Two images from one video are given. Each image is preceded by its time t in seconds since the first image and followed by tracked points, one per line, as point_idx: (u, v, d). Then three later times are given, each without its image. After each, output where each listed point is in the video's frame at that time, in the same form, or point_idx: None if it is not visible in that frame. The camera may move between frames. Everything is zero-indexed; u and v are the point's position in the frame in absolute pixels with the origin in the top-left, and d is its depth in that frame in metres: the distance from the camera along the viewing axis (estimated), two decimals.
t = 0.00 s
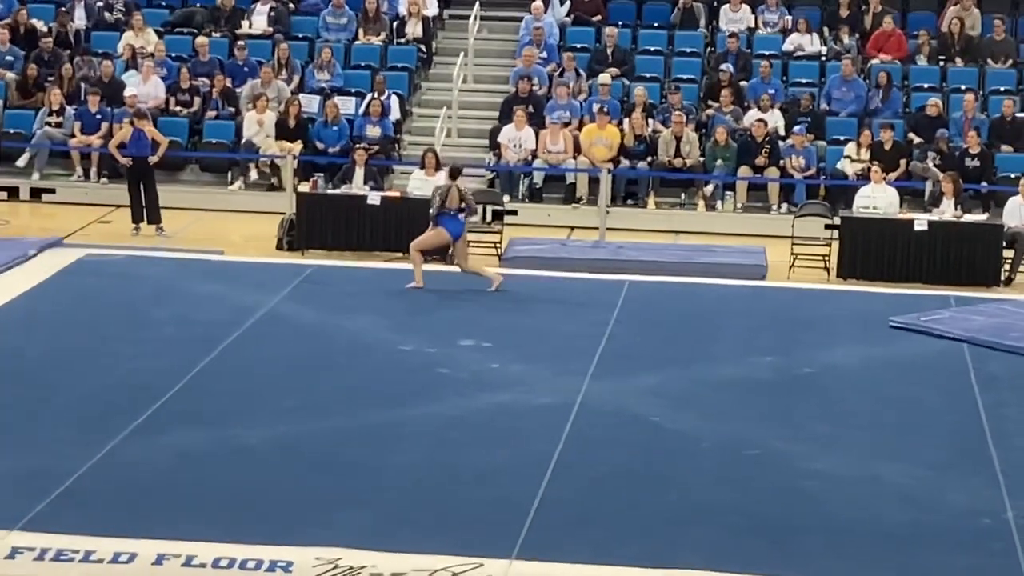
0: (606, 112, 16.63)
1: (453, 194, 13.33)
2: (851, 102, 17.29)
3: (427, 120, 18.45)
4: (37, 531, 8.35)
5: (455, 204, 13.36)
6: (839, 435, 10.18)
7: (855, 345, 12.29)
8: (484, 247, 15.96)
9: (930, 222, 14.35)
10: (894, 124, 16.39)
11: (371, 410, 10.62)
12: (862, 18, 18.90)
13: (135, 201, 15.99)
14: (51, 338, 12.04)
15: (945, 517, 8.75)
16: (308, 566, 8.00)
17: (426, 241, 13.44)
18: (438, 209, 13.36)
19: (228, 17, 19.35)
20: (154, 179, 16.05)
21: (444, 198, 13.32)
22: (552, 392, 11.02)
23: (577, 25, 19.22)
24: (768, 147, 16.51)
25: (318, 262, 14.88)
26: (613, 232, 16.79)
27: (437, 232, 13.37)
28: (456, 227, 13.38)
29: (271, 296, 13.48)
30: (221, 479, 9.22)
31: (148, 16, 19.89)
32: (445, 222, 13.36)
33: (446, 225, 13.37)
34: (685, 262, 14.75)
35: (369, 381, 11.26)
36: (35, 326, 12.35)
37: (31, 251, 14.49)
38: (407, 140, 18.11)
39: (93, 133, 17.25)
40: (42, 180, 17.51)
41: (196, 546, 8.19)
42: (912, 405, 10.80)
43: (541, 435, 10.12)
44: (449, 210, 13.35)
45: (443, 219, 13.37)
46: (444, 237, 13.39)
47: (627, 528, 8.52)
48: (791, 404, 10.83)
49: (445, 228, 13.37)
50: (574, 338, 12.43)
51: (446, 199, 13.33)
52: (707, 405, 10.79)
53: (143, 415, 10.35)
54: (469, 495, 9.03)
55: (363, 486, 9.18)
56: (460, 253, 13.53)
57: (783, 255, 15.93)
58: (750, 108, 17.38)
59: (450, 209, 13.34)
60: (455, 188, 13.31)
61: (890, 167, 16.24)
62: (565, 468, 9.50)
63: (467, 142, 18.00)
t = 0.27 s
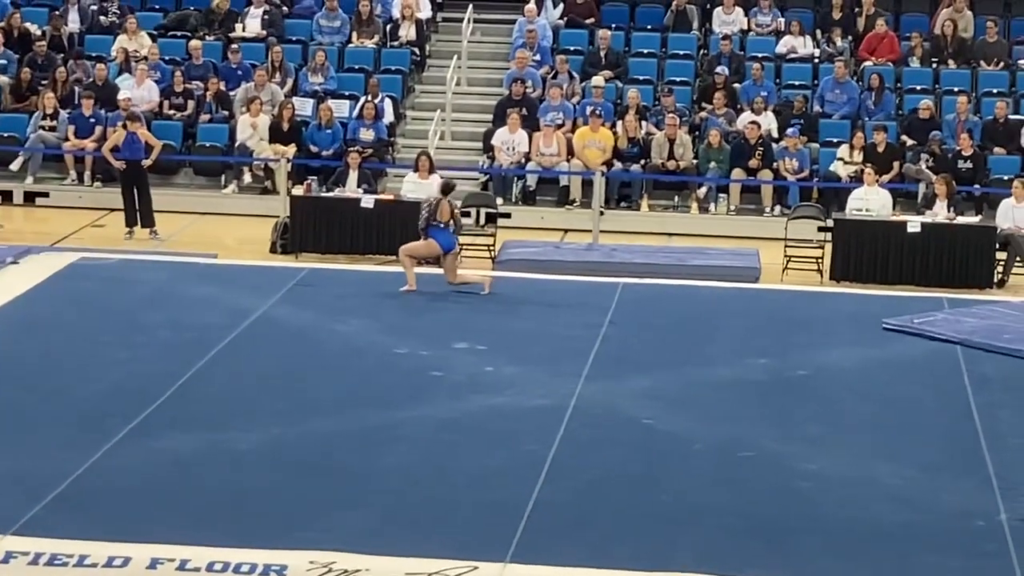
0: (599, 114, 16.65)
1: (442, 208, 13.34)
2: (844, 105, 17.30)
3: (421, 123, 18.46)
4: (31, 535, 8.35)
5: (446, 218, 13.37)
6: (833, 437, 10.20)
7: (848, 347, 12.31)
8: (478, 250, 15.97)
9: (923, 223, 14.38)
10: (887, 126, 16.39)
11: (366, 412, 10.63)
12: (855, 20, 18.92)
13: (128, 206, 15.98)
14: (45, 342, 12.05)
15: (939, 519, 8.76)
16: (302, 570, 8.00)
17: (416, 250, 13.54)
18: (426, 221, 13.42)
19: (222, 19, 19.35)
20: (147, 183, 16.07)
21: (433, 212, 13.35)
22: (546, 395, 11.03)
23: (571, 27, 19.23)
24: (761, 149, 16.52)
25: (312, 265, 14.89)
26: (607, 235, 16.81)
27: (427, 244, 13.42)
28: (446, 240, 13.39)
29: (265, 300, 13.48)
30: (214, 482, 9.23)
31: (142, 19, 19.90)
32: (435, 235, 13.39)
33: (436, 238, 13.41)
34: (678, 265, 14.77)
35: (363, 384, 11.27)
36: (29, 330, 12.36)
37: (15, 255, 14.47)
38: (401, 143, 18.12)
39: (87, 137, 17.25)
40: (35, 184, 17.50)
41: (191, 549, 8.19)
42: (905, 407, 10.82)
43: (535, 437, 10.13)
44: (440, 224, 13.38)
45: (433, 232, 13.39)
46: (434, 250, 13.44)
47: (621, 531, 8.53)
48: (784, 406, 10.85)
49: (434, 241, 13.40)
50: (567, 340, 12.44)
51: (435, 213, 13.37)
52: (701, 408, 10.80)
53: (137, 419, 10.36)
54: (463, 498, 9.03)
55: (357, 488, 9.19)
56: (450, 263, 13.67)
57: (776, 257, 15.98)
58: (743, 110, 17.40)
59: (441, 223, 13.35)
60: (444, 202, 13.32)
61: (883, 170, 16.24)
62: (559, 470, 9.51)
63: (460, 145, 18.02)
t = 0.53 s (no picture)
0: (595, 118, 16.62)
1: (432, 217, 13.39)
2: (840, 107, 17.32)
3: (417, 126, 18.45)
4: (27, 539, 8.34)
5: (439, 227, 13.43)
6: (830, 440, 10.20)
7: (844, 350, 12.32)
8: (475, 253, 15.97)
9: (920, 227, 14.42)
10: (883, 129, 16.40)
11: (362, 416, 10.63)
12: (851, 23, 18.94)
13: (125, 210, 15.96)
14: (42, 346, 12.04)
15: (935, 521, 8.77)
16: (299, 573, 8.00)
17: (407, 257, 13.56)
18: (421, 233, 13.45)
19: (218, 23, 19.33)
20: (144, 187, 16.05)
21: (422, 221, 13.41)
22: (542, 398, 11.03)
23: (567, 30, 19.23)
24: (757, 152, 16.46)
25: (308, 269, 14.89)
26: (603, 238, 16.81)
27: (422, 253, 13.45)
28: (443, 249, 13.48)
29: (261, 303, 13.47)
30: (211, 486, 9.22)
31: (137, 23, 19.89)
32: (427, 244, 13.43)
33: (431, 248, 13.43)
34: (675, 268, 14.78)
35: (359, 387, 11.26)
36: (26, 334, 12.35)
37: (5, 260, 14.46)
38: (397, 146, 18.11)
39: (83, 140, 17.24)
40: (32, 188, 17.49)
41: (188, 553, 8.18)
42: (902, 410, 10.82)
43: (531, 440, 10.12)
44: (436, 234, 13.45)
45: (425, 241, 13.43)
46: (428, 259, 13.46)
47: (619, 533, 8.54)
48: (781, 408, 10.85)
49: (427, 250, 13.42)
50: (564, 343, 12.44)
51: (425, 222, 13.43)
52: (697, 410, 10.80)
53: (133, 422, 10.35)
54: (461, 501, 9.03)
55: (353, 492, 9.19)
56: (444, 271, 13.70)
57: (773, 260, 15.97)
58: (740, 114, 17.40)
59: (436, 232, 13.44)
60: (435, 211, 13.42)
61: (879, 173, 16.26)
62: (555, 473, 9.51)
63: (457, 149, 18.02)
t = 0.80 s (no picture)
0: (591, 123, 16.64)
1: (428, 228, 13.58)
2: (836, 112, 17.33)
3: (413, 131, 18.47)
4: (25, 543, 8.34)
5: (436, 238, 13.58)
6: (826, 444, 10.21)
7: (841, 354, 12.33)
8: (471, 258, 15.97)
9: (916, 230, 14.41)
10: (879, 133, 16.41)
11: (359, 420, 10.63)
12: (847, 28, 18.97)
13: (122, 215, 15.96)
14: (39, 350, 12.04)
15: (932, 525, 8.77)
16: None
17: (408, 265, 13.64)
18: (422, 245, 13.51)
19: (216, 29, 19.33)
20: (141, 191, 16.05)
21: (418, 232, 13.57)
22: (539, 402, 11.04)
23: (563, 35, 19.25)
24: (754, 156, 16.54)
25: (305, 273, 14.89)
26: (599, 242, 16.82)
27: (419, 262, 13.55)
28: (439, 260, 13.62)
29: (258, 307, 13.47)
30: (208, 490, 9.22)
31: (134, 28, 19.89)
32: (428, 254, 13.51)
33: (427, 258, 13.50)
34: (671, 272, 14.81)
35: (355, 392, 11.26)
36: (23, 339, 12.35)
37: None
38: (394, 151, 18.11)
39: (80, 146, 17.20)
40: (28, 193, 17.49)
41: (184, 557, 8.18)
42: (898, 413, 10.83)
43: (528, 444, 10.13)
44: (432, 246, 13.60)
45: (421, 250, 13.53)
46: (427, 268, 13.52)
47: (615, 537, 8.54)
48: (777, 412, 10.87)
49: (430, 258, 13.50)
50: (561, 347, 12.46)
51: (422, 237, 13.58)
52: (694, 414, 10.81)
53: (130, 427, 10.35)
54: (458, 505, 9.03)
55: (351, 496, 9.19)
56: (441, 280, 13.73)
57: (769, 264, 15.98)
58: (736, 118, 17.43)
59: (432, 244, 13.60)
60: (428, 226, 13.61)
61: (875, 177, 16.29)
62: (552, 477, 9.52)
63: (453, 153, 18.04)
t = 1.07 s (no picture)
0: (587, 123, 16.63)
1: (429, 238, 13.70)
2: (831, 112, 17.37)
3: (408, 131, 18.46)
4: (20, 543, 8.32)
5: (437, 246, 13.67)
6: (822, 444, 10.21)
7: (836, 354, 12.33)
8: (466, 258, 15.97)
9: (911, 230, 14.42)
10: (874, 133, 16.43)
11: (355, 420, 10.63)
12: (843, 27, 18.99)
13: (117, 215, 15.94)
14: (35, 351, 12.03)
15: (928, 525, 8.78)
16: None
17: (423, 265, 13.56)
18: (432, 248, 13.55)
19: (211, 30, 19.31)
20: (136, 191, 16.03)
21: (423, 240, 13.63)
22: (536, 402, 11.03)
23: (558, 35, 19.25)
24: (749, 156, 16.56)
25: (300, 273, 14.88)
26: (595, 242, 16.82)
27: (433, 260, 13.44)
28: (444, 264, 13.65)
29: (253, 308, 13.46)
30: (205, 491, 9.21)
31: (129, 28, 19.87)
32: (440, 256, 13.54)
33: (445, 253, 13.44)
34: (666, 272, 14.81)
35: (352, 392, 11.25)
36: (18, 339, 12.34)
37: None
38: (389, 151, 18.11)
39: (75, 146, 17.21)
40: (23, 193, 17.47)
41: (180, 558, 8.17)
42: (893, 413, 10.84)
43: (525, 444, 10.12)
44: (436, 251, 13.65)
45: (434, 248, 13.51)
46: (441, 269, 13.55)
47: (612, 538, 8.54)
48: (773, 412, 10.87)
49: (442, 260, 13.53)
50: (556, 347, 12.45)
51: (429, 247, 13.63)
52: (690, 414, 10.81)
53: (126, 427, 10.34)
54: (454, 506, 9.03)
55: (347, 496, 9.17)
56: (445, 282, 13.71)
57: (765, 264, 15.99)
58: (731, 118, 17.44)
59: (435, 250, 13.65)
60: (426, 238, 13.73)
61: (870, 177, 16.29)
62: (549, 477, 9.51)
63: (448, 153, 18.05)
